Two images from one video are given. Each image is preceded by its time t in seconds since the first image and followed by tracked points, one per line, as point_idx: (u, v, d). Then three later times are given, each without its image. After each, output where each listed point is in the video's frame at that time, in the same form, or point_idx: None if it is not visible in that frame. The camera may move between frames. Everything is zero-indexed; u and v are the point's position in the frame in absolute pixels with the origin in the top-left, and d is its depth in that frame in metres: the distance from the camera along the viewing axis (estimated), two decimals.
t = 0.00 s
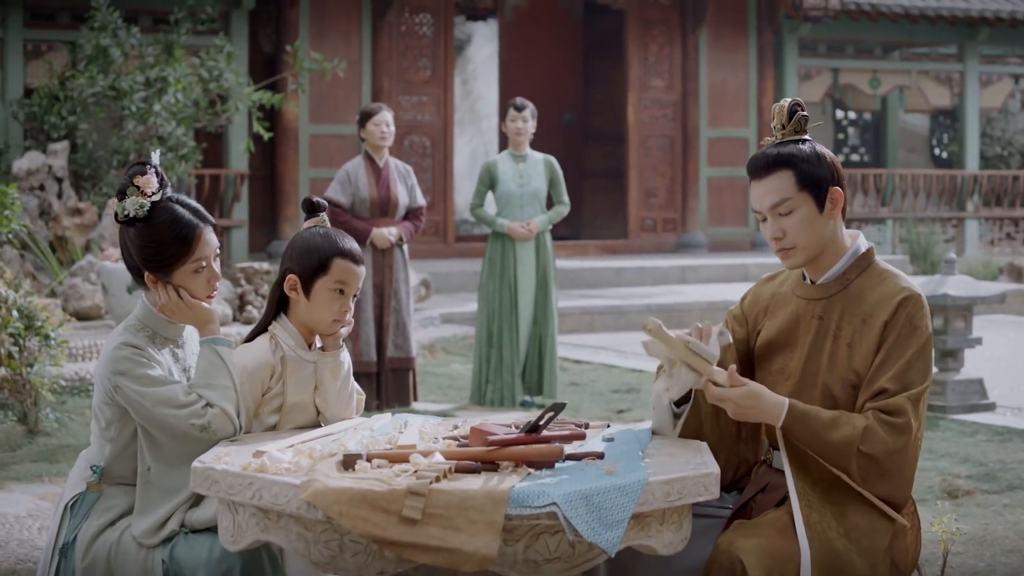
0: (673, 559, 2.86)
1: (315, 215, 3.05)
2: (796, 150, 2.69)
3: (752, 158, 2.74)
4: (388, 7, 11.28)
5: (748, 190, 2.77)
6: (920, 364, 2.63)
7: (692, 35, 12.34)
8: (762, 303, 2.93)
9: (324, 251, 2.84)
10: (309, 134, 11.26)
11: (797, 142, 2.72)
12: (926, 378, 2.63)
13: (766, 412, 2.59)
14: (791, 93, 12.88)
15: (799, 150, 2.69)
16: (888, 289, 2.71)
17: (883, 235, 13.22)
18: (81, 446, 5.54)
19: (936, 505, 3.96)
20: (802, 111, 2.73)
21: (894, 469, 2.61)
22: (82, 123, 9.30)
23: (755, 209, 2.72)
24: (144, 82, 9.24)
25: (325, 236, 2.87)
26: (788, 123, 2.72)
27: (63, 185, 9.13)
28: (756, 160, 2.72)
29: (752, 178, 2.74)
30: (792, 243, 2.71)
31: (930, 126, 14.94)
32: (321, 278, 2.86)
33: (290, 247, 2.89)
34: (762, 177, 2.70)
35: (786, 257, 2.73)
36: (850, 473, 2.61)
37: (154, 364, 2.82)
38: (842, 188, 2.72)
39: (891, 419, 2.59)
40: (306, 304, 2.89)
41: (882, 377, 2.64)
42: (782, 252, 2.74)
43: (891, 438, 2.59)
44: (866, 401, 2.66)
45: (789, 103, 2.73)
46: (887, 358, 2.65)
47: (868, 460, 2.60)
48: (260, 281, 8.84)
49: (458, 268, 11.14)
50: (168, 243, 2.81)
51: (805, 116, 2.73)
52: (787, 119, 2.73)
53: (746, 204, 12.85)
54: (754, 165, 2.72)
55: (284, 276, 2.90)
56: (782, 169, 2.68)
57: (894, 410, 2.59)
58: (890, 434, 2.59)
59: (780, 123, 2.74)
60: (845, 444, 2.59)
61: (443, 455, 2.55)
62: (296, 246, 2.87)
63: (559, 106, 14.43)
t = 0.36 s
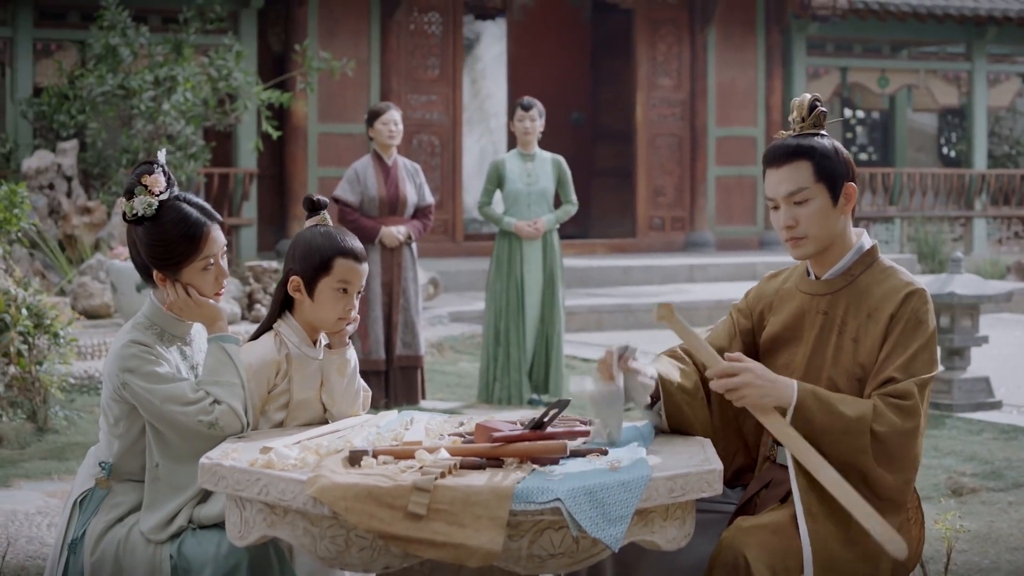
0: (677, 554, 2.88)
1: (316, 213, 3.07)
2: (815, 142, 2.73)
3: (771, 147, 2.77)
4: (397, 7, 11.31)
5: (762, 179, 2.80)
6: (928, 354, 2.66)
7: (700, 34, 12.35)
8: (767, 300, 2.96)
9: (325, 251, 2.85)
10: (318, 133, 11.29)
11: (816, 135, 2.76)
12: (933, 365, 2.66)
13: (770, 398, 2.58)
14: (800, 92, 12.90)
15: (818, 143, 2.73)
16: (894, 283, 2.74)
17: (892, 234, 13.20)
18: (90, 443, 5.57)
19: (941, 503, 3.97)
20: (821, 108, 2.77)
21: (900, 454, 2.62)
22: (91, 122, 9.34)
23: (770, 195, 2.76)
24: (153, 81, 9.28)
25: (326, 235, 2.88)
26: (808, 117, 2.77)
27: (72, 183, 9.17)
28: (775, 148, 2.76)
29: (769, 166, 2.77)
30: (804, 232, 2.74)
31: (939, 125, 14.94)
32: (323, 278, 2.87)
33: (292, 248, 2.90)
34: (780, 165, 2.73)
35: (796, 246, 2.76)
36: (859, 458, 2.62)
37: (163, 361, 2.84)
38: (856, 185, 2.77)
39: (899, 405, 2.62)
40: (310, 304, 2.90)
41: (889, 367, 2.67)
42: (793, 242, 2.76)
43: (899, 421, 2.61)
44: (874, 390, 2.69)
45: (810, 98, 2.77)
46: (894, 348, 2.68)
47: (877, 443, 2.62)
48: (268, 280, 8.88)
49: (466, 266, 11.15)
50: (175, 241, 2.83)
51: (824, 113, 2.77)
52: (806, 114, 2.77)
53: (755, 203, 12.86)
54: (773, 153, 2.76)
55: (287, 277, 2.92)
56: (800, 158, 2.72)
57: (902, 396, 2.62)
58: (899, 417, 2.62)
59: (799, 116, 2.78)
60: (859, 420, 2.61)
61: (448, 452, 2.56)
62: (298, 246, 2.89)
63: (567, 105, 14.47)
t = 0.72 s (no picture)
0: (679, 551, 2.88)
1: (313, 212, 3.07)
2: (842, 140, 2.78)
3: (798, 135, 2.82)
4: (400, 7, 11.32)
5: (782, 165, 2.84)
6: (926, 342, 2.69)
7: (704, 34, 12.34)
8: (768, 300, 2.98)
9: (321, 250, 2.86)
10: (321, 133, 11.29)
11: (843, 133, 2.81)
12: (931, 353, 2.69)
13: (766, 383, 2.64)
14: (803, 91, 12.91)
15: (845, 142, 2.78)
16: (895, 280, 2.78)
17: (895, 234, 13.19)
18: (93, 443, 5.57)
19: (942, 502, 3.98)
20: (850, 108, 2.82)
21: (902, 436, 2.64)
22: (95, 122, 9.35)
23: (790, 181, 2.80)
24: (157, 80, 9.30)
25: (322, 234, 2.89)
26: (837, 114, 2.82)
27: (76, 183, 9.19)
28: (802, 137, 2.80)
29: (792, 154, 2.81)
30: (817, 223, 2.79)
31: (942, 124, 14.93)
32: (320, 277, 2.87)
33: (289, 247, 2.91)
34: (805, 154, 2.78)
35: (807, 235, 2.81)
36: (859, 441, 2.63)
37: (166, 360, 2.85)
38: (872, 189, 2.83)
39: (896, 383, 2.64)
40: (306, 303, 2.91)
41: (888, 355, 2.70)
42: (804, 230, 2.81)
43: (896, 400, 2.63)
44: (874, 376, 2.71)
45: (841, 98, 2.82)
46: (893, 339, 2.71)
47: (878, 425, 2.64)
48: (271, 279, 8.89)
49: (469, 266, 11.16)
50: (179, 241, 2.85)
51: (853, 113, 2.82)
52: (835, 111, 2.83)
53: (758, 202, 12.86)
54: (799, 141, 2.80)
55: (284, 277, 2.93)
56: (825, 152, 2.76)
57: (900, 376, 2.64)
58: (896, 397, 2.64)
59: (828, 112, 2.83)
60: (855, 398, 2.63)
61: (450, 449, 2.56)
62: (294, 245, 2.89)
63: (571, 105, 14.49)
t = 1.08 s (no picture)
0: (680, 550, 2.88)
1: (313, 212, 3.08)
2: (859, 138, 2.80)
3: (817, 128, 2.84)
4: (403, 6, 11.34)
5: (798, 155, 2.87)
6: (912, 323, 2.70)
7: (706, 33, 12.34)
8: (771, 298, 3.01)
9: (321, 250, 2.86)
10: (323, 132, 11.30)
11: (862, 134, 2.83)
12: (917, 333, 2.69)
13: (740, 360, 2.66)
14: (805, 91, 12.91)
15: (862, 142, 2.80)
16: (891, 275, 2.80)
17: (897, 233, 13.20)
18: (96, 442, 5.58)
19: (944, 501, 3.98)
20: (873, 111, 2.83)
21: (882, 409, 2.63)
22: (98, 121, 9.36)
23: (803, 171, 2.83)
24: (159, 80, 9.31)
25: (322, 235, 2.89)
26: (858, 115, 2.83)
27: (78, 182, 9.21)
28: (821, 129, 2.83)
29: (810, 145, 2.84)
30: (823, 215, 2.81)
31: (944, 124, 14.94)
32: (320, 277, 2.88)
33: (290, 247, 2.91)
34: (821, 146, 2.80)
35: (811, 225, 2.83)
36: (837, 410, 2.61)
37: (169, 359, 2.85)
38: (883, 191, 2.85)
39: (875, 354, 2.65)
40: (308, 303, 2.92)
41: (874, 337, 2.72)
42: (809, 221, 2.83)
43: (875, 370, 2.63)
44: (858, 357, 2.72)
45: (864, 101, 2.83)
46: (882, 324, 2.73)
47: (857, 397, 2.62)
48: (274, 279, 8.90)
49: (471, 265, 11.17)
50: (180, 241, 2.85)
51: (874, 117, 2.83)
52: (857, 112, 2.84)
53: (760, 202, 12.87)
54: (817, 133, 2.83)
55: (285, 277, 2.94)
56: (842, 147, 2.79)
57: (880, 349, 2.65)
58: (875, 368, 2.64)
59: (851, 112, 2.85)
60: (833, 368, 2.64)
61: (451, 449, 2.56)
62: (295, 245, 2.90)
63: (573, 105, 14.52)
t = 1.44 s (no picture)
0: (683, 547, 2.88)
1: (314, 210, 3.07)
2: (868, 136, 2.82)
3: (829, 123, 2.87)
4: (405, 4, 11.34)
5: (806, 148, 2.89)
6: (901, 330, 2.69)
7: (708, 30, 12.33)
8: (775, 295, 3.01)
9: (322, 246, 2.87)
10: (326, 129, 11.30)
11: (875, 137, 2.84)
12: (906, 339, 2.68)
13: (731, 350, 2.67)
14: (807, 88, 12.91)
15: (870, 141, 2.82)
16: (886, 275, 2.79)
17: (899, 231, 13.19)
18: (98, 439, 5.59)
19: (946, 499, 3.98)
20: (888, 117, 2.84)
21: (866, 416, 2.63)
22: (100, 119, 9.36)
23: (806, 160, 2.85)
24: (162, 77, 9.32)
25: (323, 231, 2.89)
26: (873, 118, 2.84)
27: (81, 179, 9.22)
28: (832, 124, 2.85)
29: (818, 139, 2.86)
30: (820, 205, 2.82)
31: (946, 121, 14.94)
32: (322, 273, 2.88)
33: (291, 245, 2.92)
34: (828, 138, 2.82)
35: (807, 213, 2.84)
36: (818, 418, 2.62)
37: (170, 357, 2.85)
38: (886, 192, 2.85)
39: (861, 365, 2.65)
40: (311, 300, 2.92)
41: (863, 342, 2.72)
42: (806, 209, 2.84)
43: (860, 382, 2.63)
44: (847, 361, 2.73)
45: (881, 106, 2.84)
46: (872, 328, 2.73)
47: (839, 405, 2.63)
48: (276, 276, 8.91)
49: (474, 262, 11.17)
50: (182, 238, 2.85)
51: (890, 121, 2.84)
52: (873, 116, 2.85)
53: (763, 199, 12.87)
54: (827, 128, 2.85)
55: (288, 274, 2.94)
56: (848, 141, 2.81)
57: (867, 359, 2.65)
58: (860, 379, 2.64)
59: (867, 115, 2.85)
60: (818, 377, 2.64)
61: (454, 446, 2.56)
62: (296, 243, 2.90)
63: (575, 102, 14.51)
